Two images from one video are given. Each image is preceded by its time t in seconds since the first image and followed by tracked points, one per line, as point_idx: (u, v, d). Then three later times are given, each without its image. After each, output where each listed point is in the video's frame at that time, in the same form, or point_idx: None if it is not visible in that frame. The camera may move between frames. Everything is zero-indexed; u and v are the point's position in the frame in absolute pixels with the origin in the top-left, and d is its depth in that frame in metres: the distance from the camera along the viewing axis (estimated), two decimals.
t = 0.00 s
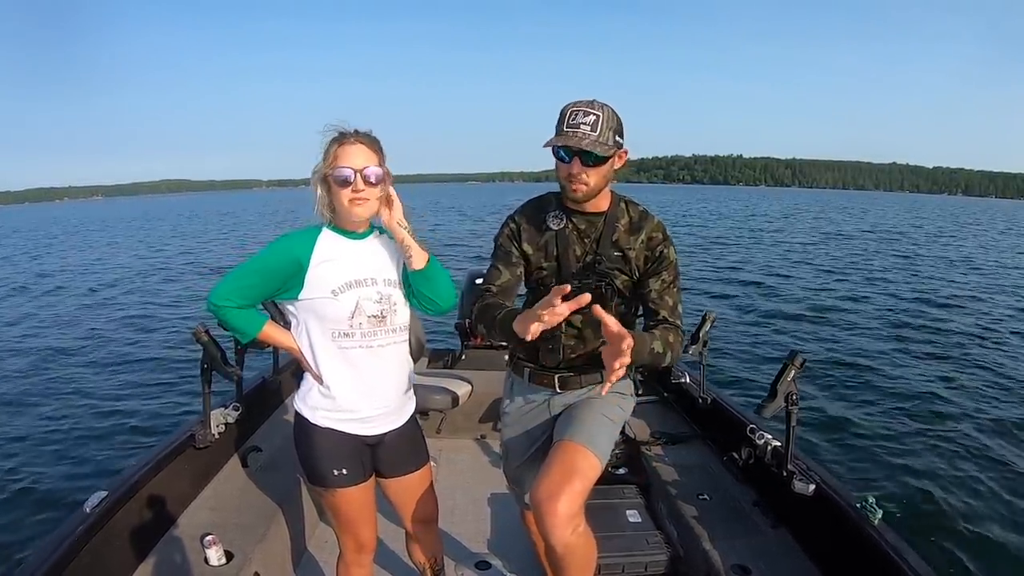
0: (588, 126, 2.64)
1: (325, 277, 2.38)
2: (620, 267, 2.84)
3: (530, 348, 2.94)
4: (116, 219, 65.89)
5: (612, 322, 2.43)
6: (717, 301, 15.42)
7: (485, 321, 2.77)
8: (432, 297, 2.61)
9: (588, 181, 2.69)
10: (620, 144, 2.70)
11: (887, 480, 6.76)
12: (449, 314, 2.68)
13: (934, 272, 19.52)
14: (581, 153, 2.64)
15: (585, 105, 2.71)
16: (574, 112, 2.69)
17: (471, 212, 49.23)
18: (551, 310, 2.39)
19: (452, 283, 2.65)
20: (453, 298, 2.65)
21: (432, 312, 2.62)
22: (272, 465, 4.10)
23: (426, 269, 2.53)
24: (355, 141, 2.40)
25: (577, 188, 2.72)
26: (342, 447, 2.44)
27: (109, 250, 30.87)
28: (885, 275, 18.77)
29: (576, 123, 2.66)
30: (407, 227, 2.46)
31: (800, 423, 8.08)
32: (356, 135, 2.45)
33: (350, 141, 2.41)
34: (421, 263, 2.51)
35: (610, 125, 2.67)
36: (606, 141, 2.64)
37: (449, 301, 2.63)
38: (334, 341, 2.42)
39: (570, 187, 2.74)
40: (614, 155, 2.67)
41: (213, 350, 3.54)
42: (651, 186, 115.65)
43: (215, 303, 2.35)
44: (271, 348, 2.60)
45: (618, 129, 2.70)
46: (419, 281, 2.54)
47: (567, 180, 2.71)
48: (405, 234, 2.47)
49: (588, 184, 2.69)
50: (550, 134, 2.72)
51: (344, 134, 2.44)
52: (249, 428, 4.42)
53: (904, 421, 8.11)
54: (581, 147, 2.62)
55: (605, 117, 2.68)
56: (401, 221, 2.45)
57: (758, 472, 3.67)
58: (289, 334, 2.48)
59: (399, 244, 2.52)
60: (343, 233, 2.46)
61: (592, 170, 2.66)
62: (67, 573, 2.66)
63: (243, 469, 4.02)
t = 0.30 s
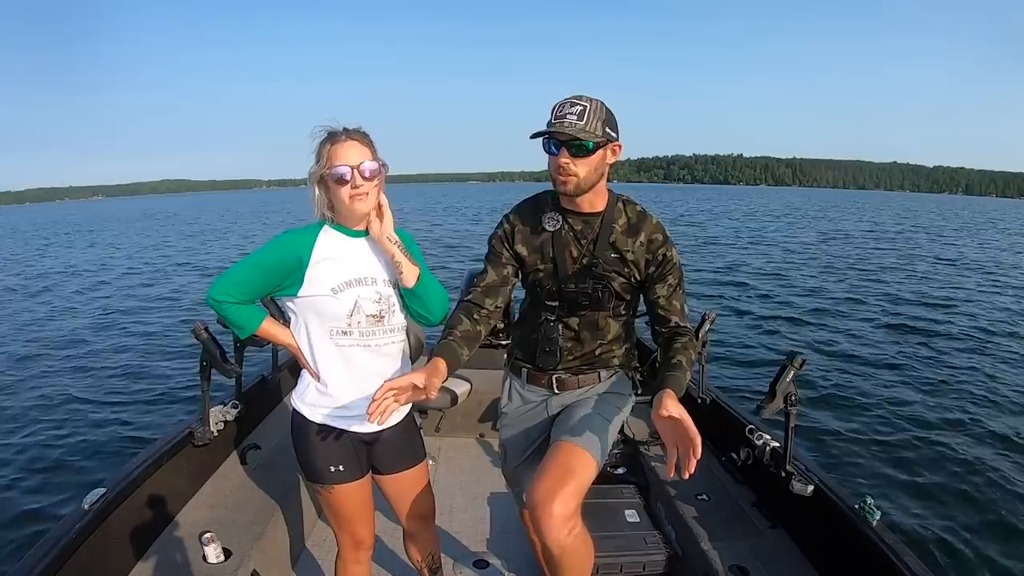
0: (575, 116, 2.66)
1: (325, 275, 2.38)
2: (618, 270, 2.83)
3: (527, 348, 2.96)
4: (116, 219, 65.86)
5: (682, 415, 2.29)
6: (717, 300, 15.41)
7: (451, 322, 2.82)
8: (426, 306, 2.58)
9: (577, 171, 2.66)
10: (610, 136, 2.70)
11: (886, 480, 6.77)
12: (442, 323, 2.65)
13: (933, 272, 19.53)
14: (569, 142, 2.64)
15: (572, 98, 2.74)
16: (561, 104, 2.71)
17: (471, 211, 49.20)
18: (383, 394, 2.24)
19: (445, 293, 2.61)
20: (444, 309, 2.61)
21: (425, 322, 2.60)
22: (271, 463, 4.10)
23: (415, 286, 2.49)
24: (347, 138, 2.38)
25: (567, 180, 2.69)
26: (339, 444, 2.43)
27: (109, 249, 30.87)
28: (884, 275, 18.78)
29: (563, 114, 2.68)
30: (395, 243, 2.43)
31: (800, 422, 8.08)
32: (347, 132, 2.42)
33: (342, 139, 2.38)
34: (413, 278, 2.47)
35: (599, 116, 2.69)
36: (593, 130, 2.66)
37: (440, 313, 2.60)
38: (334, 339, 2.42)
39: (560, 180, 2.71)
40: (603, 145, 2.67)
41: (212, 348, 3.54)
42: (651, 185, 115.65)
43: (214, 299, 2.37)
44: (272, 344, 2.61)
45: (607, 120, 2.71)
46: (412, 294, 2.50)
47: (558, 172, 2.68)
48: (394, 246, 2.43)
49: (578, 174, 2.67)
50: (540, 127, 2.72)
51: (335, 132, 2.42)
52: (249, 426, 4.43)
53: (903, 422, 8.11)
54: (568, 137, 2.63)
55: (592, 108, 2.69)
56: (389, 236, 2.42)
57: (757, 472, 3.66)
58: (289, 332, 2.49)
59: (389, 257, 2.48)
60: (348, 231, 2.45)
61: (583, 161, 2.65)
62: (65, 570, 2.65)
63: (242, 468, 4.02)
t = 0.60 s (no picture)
0: (572, 119, 2.67)
1: (325, 275, 2.38)
2: (618, 270, 2.83)
3: (528, 348, 2.96)
4: (119, 219, 66.00)
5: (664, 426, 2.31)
6: (718, 300, 15.39)
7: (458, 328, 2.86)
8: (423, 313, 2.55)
9: (575, 175, 2.67)
10: (609, 137, 2.70)
11: (887, 479, 6.76)
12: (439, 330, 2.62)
13: (934, 271, 19.50)
14: (566, 145, 2.64)
15: (571, 98, 2.74)
16: (560, 106, 2.72)
17: (472, 211, 49.20)
18: (390, 399, 2.27)
19: (444, 301, 2.57)
20: (440, 319, 2.56)
21: (422, 329, 2.56)
22: (271, 463, 4.10)
23: (410, 292, 2.45)
24: (354, 138, 2.39)
25: (565, 182, 2.70)
26: (340, 443, 2.44)
27: (111, 250, 30.91)
28: (886, 274, 18.76)
29: (561, 116, 2.69)
30: (389, 249, 2.40)
31: (800, 422, 8.07)
32: (352, 133, 2.43)
33: (349, 138, 2.39)
34: (408, 285, 2.44)
35: (597, 116, 2.68)
36: (591, 132, 2.66)
37: (435, 322, 2.55)
38: (334, 338, 2.42)
39: (557, 182, 2.72)
40: (601, 147, 2.67)
41: (213, 348, 3.54)
42: (652, 185, 115.52)
43: (217, 297, 2.39)
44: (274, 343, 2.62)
45: (605, 121, 2.70)
46: (408, 300, 2.46)
47: (556, 174, 2.69)
48: (389, 253, 2.41)
49: (576, 177, 2.68)
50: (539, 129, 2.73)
51: (340, 131, 2.43)
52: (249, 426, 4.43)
53: (904, 421, 8.10)
54: (565, 141, 2.64)
55: (591, 109, 2.69)
56: (383, 242, 2.39)
57: (758, 471, 3.67)
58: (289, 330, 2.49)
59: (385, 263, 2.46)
60: (351, 232, 2.45)
61: (580, 164, 2.66)
62: (66, 571, 2.66)
63: (243, 467, 4.02)
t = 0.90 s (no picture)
0: (577, 119, 2.66)
1: (326, 276, 2.38)
2: (620, 270, 2.83)
3: (531, 347, 2.96)
4: (119, 220, 65.98)
5: (644, 423, 2.32)
6: (718, 300, 15.38)
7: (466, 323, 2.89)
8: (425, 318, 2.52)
9: (580, 174, 2.68)
10: (613, 138, 2.70)
11: (888, 478, 6.75)
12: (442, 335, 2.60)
13: (935, 271, 19.48)
14: (571, 145, 2.64)
15: (576, 98, 2.74)
16: (565, 106, 2.71)
17: (473, 211, 49.21)
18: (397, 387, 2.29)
19: (446, 305, 2.55)
20: (441, 324, 2.54)
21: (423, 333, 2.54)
22: (272, 464, 4.10)
23: (411, 300, 2.44)
24: (354, 140, 2.38)
25: (570, 182, 2.71)
26: (340, 444, 2.44)
27: (111, 251, 30.91)
28: (886, 275, 18.74)
29: (566, 116, 2.68)
30: (389, 256, 2.39)
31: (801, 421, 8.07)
32: (353, 134, 2.42)
33: (349, 140, 2.39)
34: (409, 291, 2.42)
35: (601, 117, 2.69)
36: (596, 133, 2.66)
37: (437, 327, 2.52)
38: (333, 339, 2.42)
39: (562, 182, 2.72)
40: (605, 148, 2.68)
41: (213, 350, 3.54)
42: (652, 185, 115.54)
43: (219, 297, 2.39)
44: (276, 344, 2.63)
45: (609, 122, 2.70)
46: (408, 305, 2.44)
47: (560, 174, 2.70)
48: (390, 259, 2.40)
49: (581, 177, 2.69)
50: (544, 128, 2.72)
51: (340, 133, 2.42)
52: (251, 428, 4.43)
53: (905, 420, 8.09)
54: (571, 141, 2.64)
55: (595, 110, 2.69)
56: (384, 248, 2.39)
57: (759, 470, 3.67)
58: (290, 331, 2.49)
59: (384, 268, 2.44)
60: (352, 234, 2.45)
61: (585, 165, 2.66)
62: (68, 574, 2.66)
63: (244, 469, 4.02)
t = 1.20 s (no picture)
0: (576, 120, 2.67)
1: (322, 277, 2.37)
2: (619, 270, 2.82)
3: (530, 346, 2.96)
4: (119, 219, 65.92)
5: (630, 396, 2.28)
6: (718, 300, 15.39)
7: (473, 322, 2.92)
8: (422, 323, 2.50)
9: (579, 175, 2.68)
10: (611, 138, 2.70)
11: (888, 479, 6.76)
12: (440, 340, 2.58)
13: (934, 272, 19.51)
14: (570, 146, 2.64)
15: (574, 100, 2.74)
16: (563, 107, 2.71)
17: (473, 210, 49.27)
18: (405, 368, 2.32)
19: (443, 311, 2.53)
20: (439, 330, 2.52)
21: (421, 338, 2.52)
22: (272, 464, 4.11)
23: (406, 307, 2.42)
24: (345, 143, 2.37)
25: (570, 183, 2.70)
26: (335, 445, 2.43)
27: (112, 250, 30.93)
28: (886, 275, 18.77)
29: (565, 117, 2.68)
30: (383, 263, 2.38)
31: (801, 421, 8.08)
32: (345, 136, 2.42)
33: (340, 144, 2.38)
34: (403, 298, 2.42)
35: (600, 118, 2.69)
36: (594, 134, 2.66)
37: (434, 333, 2.50)
38: (329, 341, 2.42)
39: (563, 183, 2.72)
40: (604, 149, 2.67)
41: (213, 350, 3.54)
42: (653, 186, 115.50)
43: (217, 297, 2.40)
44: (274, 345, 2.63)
45: (608, 122, 2.71)
46: (403, 313, 2.42)
47: (560, 176, 2.70)
48: (383, 266, 2.40)
49: (581, 177, 2.68)
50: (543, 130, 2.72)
51: (332, 136, 2.42)
52: (250, 428, 4.44)
53: (904, 420, 8.10)
54: (571, 141, 2.63)
55: (594, 111, 2.70)
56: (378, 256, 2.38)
57: (759, 471, 3.67)
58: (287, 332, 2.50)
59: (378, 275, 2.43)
60: (348, 237, 2.44)
61: (584, 166, 2.66)
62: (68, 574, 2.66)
63: (243, 469, 4.02)
